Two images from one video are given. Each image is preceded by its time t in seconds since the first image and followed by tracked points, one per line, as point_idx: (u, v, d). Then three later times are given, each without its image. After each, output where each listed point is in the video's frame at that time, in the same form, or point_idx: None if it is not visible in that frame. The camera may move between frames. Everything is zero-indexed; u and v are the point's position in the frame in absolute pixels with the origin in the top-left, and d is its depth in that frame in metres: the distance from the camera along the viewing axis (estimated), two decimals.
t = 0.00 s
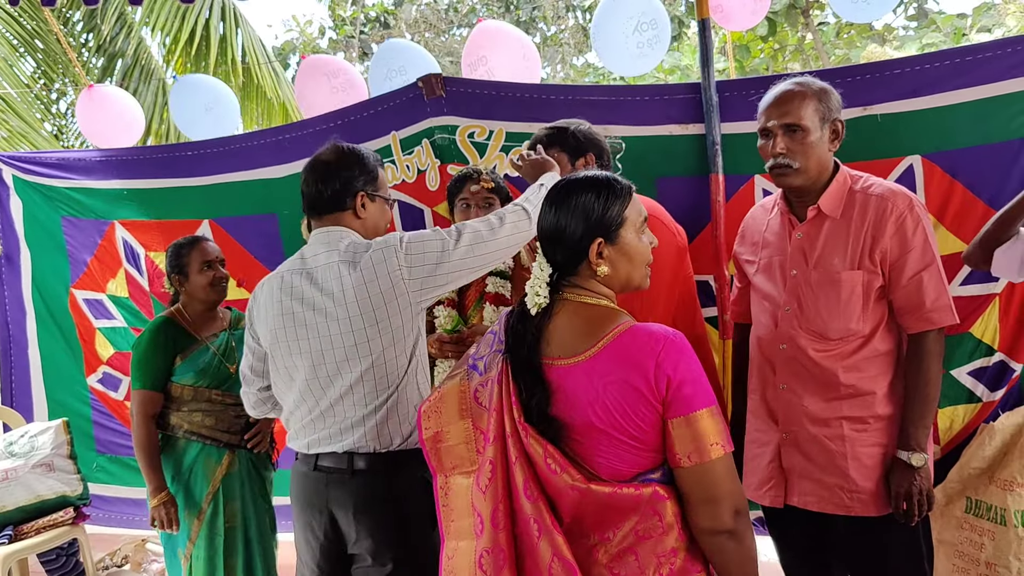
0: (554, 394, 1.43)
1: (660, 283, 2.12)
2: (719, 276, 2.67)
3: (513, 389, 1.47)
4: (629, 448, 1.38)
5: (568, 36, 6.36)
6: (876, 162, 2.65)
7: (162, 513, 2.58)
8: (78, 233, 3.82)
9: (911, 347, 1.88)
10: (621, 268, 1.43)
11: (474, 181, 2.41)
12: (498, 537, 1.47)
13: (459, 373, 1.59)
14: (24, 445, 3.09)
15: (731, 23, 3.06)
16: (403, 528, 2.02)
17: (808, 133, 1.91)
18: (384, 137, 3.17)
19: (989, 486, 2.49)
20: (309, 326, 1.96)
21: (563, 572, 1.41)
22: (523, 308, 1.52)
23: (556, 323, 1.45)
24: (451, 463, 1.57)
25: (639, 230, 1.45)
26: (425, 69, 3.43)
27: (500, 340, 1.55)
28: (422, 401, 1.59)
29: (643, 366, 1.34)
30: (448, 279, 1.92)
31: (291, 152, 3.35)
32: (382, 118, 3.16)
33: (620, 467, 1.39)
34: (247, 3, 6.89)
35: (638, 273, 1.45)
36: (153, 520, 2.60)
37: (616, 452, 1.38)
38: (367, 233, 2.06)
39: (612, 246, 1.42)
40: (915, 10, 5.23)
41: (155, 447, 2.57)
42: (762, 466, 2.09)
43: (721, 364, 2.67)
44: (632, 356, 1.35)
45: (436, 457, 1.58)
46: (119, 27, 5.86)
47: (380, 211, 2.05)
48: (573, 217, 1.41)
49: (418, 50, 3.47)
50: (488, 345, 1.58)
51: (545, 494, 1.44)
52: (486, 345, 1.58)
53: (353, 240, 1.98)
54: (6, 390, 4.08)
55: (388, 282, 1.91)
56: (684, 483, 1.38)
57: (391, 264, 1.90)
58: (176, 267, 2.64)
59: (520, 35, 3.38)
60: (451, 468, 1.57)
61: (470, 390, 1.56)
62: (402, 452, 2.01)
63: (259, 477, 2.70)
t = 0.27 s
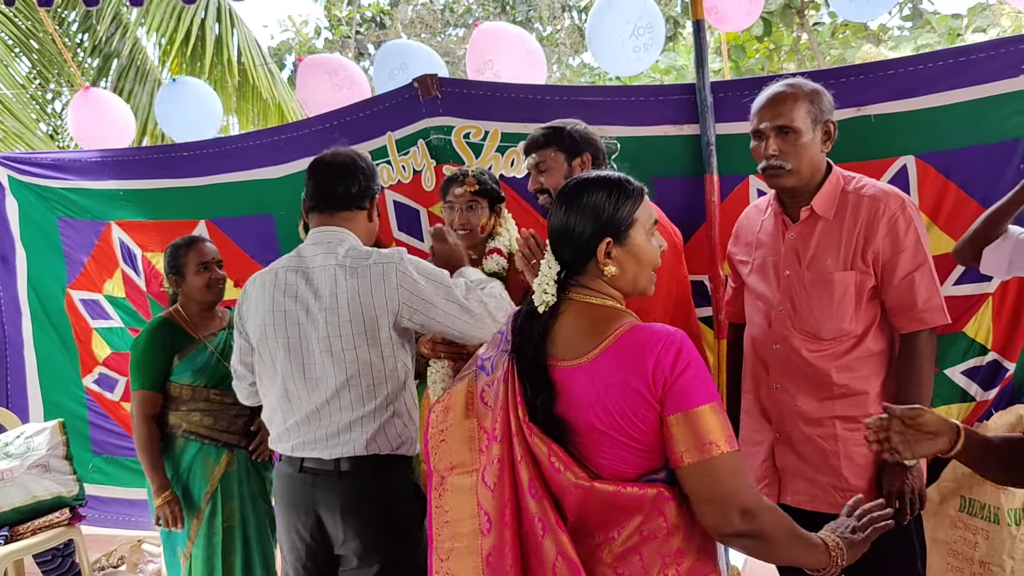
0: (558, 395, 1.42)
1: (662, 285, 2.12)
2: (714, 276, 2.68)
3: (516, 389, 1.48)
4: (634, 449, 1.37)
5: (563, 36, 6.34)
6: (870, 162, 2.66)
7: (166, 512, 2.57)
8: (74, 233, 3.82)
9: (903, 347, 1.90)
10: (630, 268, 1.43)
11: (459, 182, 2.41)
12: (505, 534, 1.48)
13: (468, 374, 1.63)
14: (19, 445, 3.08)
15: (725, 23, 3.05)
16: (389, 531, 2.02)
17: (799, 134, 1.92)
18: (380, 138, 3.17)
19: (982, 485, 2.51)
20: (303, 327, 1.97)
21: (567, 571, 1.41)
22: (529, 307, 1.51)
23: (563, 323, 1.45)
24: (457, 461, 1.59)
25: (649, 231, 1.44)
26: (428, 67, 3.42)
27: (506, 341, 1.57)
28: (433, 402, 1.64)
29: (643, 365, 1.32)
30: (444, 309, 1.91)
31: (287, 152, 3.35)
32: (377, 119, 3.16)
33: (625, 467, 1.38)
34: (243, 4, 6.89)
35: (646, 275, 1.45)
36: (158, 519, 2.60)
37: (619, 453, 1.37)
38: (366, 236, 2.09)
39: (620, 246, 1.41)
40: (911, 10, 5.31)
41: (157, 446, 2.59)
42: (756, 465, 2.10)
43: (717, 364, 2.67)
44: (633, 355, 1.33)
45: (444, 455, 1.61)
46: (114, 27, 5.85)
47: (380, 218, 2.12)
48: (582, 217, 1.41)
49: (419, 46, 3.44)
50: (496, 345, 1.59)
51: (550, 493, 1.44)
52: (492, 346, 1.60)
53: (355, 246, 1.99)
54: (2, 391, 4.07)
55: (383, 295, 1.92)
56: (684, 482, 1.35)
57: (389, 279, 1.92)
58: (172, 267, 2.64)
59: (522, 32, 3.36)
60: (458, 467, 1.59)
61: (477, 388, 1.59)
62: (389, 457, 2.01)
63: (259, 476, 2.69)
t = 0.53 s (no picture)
0: (557, 396, 1.43)
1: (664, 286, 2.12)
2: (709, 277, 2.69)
3: (516, 391, 1.50)
4: (631, 451, 1.37)
5: (559, 36, 6.35)
6: (865, 163, 2.67)
7: (163, 512, 2.59)
8: (71, 234, 3.82)
9: (897, 347, 1.91)
10: (628, 269, 1.43)
11: (450, 185, 2.39)
12: (505, 536, 1.49)
13: (470, 374, 1.64)
14: (15, 446, 3.07)
15: (720, 23, 3.06)
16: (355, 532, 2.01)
17: (793, 136, 1.93)
18: (376, 138, 3.17)
19: (976, 484, 2.52)
20: (273, 328, 1.98)
21: (565, 573, 1.41)
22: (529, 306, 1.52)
23: (562, 324, 1.46)
24: (462, 463, 1.60)
25: (647, 231, 1.44)
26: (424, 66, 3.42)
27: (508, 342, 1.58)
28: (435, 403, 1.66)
29: (640, 367, 1.32)
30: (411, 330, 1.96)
31: (284, 153, 3.35)
32: (373, 119, 3.16)
33: (624, 469, 1.38)
34: (239, 4, 6.88)
35: (646, 275, 1.45)
36: (155, 519, 2.61)
37: (616, 455, 1.38)
38: (344, 242, 2.11)
39: (617, 246, 1.41)
40: (906, 11, 5.27)
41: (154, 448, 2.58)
42: (750, 464, 2.11)
43: (712, 364, 2.68)
44: (630, 358, 1.33)
45: (449, 457, 1.63)
46: (110, 27, 5.85)
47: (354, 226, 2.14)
48: (579, 217, 1.42)
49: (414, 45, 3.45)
50: (497, 347, 1.60)
51: (549, 494, 1.45)
52: (495, 348, 1.61)
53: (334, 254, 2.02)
54: None
55: (354, 304, 1.95)
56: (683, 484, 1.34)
57: (361, 291, 1.96)
58: (170, 268, 2.64)
59: (521, 30, 3.35)
60: (462, 469, 1.60)
61: (479, 390, 1.60)
62: (350, 462, 2.02)
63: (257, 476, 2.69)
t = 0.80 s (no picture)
0: (558, 396, 1.43)
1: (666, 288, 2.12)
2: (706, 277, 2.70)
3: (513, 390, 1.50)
4: (631, 453, 1.38)
5: (558, 37, 6.41)
6: (861, 163, 2.68)
7: (156, 513, 2.60)
8: (69, 234, 3.82)
9: (894, 347, 1.92)
10: (630, 269, 1.44)
11: (440, 186, 2.40)
12: (505, 537, 1.49)
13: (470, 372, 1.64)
14: (13, 447, 3.06)
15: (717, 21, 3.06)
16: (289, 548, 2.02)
17: (794, 137, 1.94)
18: (374, 139, 3.18)
19: (972, 483, 2.53)
20: (196, 344, 2.01)
21: (565, 572, 1.42)
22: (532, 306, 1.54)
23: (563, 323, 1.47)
24: (465, 462, 1.61)
25: (651, 232, 1.46)
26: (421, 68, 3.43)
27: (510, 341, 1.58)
28: (437, 401, 1.64)
29: (642, 370, 1.33)
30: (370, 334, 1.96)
31: (282, 153, 3.36)
32: (371, 120, 3.17)
33: (626, 470, 1.39)
34: (236, 4, 6.87)
35: (648, 275, 1.46)
36: (149, 521, 2.62)
37: (616, 455, 1.38)
38: (277, 263, 2.12)
39: (620, 246, 1.42)
40: (903, 12, 5.22)
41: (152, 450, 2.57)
42: (748, 463, 2.12)
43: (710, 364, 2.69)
44: (632, 360, 1.34)
45: (450, 457, 1.64)
46: (108, 28, 5.85)
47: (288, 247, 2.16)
48: (582, 217, 1.43)
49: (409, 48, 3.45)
50: (498, 346, 1.60)
51: (550, 494, 1.45)
52: (495, 347, 1.61)
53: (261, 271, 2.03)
54: None
55: (271, 321, 1.95)
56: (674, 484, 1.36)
57: (277, 306, 1.96)
58: (172, 269, 2.64)
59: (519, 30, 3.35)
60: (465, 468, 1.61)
61: (478, 390, 1.60)
62: (275, 478, 2.01)
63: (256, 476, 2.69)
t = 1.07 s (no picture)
0: (559, 398, 1.43)
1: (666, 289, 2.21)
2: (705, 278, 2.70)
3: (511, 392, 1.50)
4: (636, 455, 1.38)
5: (556, 38, 6.40)
6: (859, 164, 2.68)
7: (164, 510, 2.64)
8: (69, 235, 3.82)
9: (893, 347, 1.92)
10: (636, 270, 1.46)
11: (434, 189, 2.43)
12: (505, 541, 1.49)
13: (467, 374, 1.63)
14: (12, 449, 3.09)
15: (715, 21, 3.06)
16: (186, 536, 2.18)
17: (797, 139, 1.95)
18: (373, 140, 3.18)
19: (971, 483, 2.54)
20: (110, 334, 2.20)
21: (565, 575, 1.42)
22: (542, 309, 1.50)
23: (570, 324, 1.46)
24: (465, 464, 1.60)
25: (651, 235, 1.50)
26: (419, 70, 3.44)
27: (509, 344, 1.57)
28: (433, 404, 1.64)
29: (648, 371, 1.34)
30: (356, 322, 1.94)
31: (281, 155, 3.36)
32: (370, 121, 3.17)
33: (630, 471, 1.40)
34: (236, 5, 6.88)
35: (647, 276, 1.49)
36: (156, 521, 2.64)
37: (619, 457, 1.39)
38: (196, 267, 2.30)
39: (634, 246, 1.44)
40: (901, 13, 5.28)
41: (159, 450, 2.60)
42: (747, 464, 2.11)
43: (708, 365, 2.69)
44: (639, 362, 1.35)
45: (449, 458, 1.63)
46: (108, 29, 5.86)
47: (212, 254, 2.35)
48: (599, 220, 1.42)
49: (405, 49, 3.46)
50: (495, 348, 1.59)
51: (551, 498, 1.46)
52: (492, 350, 1.60)
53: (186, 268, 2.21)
54: None
55: (160, 314, 2.11)
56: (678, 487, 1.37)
57: (168, 301, 2.11)
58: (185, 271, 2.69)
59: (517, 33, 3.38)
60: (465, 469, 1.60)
61: (476, 393, 1.59)
62: (173, 466, 2.17)
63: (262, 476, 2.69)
